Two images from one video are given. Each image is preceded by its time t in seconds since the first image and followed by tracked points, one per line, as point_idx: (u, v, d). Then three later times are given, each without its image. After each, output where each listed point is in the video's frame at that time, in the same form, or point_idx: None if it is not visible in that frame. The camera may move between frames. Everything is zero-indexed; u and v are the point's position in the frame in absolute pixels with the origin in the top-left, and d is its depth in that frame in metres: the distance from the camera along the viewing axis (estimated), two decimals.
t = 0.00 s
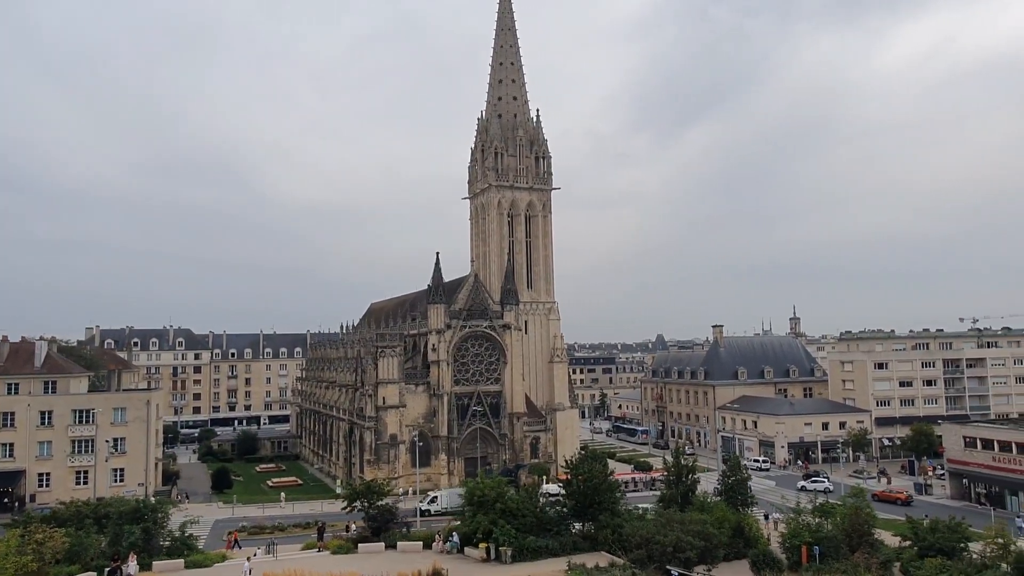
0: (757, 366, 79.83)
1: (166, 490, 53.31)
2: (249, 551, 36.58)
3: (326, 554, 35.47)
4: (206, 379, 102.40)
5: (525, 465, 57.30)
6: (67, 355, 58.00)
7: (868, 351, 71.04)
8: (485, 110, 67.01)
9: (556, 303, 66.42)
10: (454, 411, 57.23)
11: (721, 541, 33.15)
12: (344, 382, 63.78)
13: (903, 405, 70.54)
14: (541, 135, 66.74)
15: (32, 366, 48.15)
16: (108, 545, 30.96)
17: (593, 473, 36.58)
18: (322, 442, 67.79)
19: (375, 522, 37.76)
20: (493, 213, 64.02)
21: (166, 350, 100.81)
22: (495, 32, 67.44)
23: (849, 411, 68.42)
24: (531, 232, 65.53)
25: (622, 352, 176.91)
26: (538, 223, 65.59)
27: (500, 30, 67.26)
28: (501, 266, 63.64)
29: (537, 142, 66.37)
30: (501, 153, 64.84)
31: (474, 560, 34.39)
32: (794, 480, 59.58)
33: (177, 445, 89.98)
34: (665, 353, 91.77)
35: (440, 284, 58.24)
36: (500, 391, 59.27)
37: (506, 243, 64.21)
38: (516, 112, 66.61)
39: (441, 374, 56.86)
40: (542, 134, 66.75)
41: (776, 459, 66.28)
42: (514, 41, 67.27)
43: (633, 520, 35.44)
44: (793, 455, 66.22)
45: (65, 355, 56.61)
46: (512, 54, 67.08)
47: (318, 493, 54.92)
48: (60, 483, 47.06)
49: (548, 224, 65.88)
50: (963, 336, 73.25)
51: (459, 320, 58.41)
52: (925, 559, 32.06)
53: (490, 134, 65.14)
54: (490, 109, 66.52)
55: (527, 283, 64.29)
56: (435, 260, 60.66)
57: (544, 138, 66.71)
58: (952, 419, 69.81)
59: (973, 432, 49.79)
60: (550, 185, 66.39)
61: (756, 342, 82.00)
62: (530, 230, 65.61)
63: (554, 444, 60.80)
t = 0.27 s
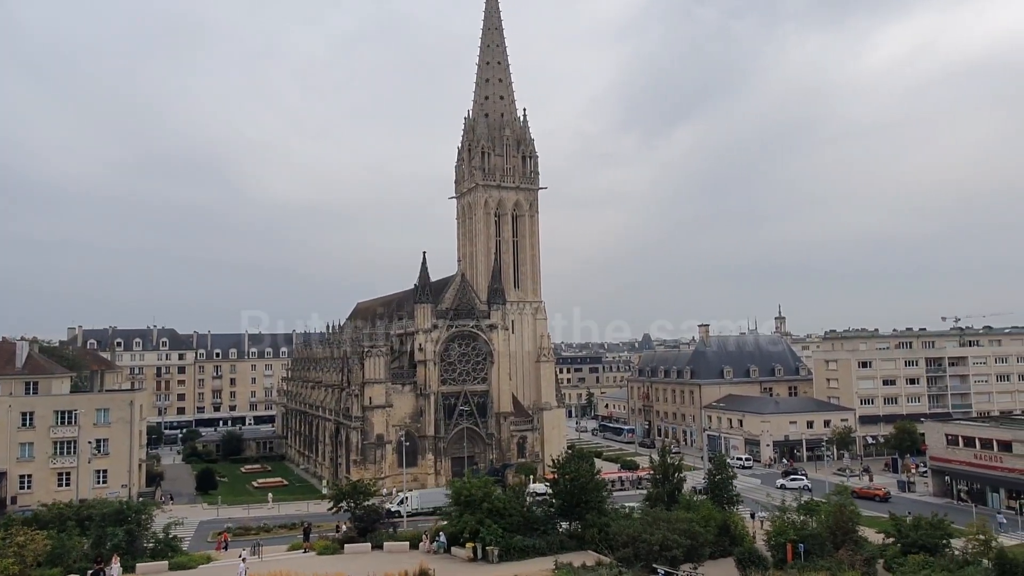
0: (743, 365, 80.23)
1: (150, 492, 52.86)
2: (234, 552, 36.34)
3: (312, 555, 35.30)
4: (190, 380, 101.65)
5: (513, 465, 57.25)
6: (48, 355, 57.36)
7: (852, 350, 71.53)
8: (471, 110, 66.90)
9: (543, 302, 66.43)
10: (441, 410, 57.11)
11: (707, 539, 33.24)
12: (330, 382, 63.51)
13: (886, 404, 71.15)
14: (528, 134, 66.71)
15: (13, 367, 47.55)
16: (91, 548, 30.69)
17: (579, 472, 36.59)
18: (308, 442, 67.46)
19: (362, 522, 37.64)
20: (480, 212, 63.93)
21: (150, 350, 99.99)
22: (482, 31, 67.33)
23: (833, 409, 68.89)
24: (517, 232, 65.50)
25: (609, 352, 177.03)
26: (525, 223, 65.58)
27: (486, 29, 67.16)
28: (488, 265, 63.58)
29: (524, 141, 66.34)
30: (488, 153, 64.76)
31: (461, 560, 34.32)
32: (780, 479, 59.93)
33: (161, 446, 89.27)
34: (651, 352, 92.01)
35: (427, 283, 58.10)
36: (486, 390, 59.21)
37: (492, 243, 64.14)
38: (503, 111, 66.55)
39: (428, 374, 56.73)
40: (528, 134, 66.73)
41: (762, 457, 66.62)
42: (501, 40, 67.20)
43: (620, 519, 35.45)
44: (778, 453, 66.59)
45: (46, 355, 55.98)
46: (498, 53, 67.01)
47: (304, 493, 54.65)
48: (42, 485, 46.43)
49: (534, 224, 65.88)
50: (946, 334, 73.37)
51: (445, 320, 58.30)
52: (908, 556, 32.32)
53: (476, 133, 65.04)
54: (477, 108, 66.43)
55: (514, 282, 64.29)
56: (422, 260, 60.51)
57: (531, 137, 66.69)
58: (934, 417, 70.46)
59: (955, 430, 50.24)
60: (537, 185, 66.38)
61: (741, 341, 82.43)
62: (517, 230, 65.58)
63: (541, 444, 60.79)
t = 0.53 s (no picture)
0: (730, 365, 80.59)
1: (134, 493, 52.40)
2: (219, 554, 36.07)
3: (298, 556, 35.09)
4: (175, 380, 100.89)
5: (500, 465, 57.20)
6: (31, 355, 56.75)
7: (838, 350, 71.96)
8: (459, 109, 66.80)
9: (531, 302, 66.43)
10: (429, 410, 56.97)
11: (694, 538, 33.30)
12: (317, 382, 63.21)
13: (871, 403, 71.64)
14: (516, 134, 66.69)
15: None
16: (75, 550, 30.39)
17: (567, 472, 36.60)
18: (294, 442, 67.10)
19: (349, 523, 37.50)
20: (468, 212, 63.84)
21: (134, 351, 99.16)
22: (470, 31, 67.24)
23: (819, 408, 69.29)
24: (505, 232, 65.46)
25: (596, 351, 177.30)
26: (513, 223, 65.56)
27: (474, 29, 67.07)
28: (475, 265, 63.51)
29: (512, 141, 66.29)
30: (476, 152, 64.68)
31: (449, 560, 34.24)
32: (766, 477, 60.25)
33: (145, 447, 88.53)
34: (638, 352, 92.25)
35: (414, 283, 57.95)
36: (474, 390, 59.14)
37: (480, 243, 64.06)
38: (490, 111, 66.48)
39: (416, 374, 56.59)
40: (516, 133, 66.70)
41: (748, 456, 66.91)
42: (488, 40, 67.13)
43: (607, 518, 35.47)
44: (765, 452, 66.89)
45: (29, 355, 55.37)
46: (486, 53, 66.95)
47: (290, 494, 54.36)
48: (24, 487, 45.83)
49: (522, 224, 65.86)
50: (929, 334, 74.07)
51: (433, 320, 58.17)
52: (892, 553, 32.55)
53: (464, 133, 64.94)
54: (464, 108, 66.34)
55: (501, 282, 64.25)
56: (409, 259, 60.35)
57: (518, 137, 66.66)
58: (918, 416, 71.05)
59: (939, 429, 50.64)
60: (525, 185, 66.35)
61: (728, 341, 82.82)
62: (504, 230, 65.55)
63: (529, 443, 60.80)
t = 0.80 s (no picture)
0: (716, 364, 80.93)
1: (118, 494, 51.96)
2: (204, 555, 35.83)
3: (284, 557, 34.89)
4: (160, 380, 100.15)
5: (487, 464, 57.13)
6: (13, 355, 56.13)
7: (823, 349, 72.41)
8: (447, 109, 66.69)
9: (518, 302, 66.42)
10: (416, 410, 56.82)
11: (680, 536, 33.40)
12: (303, 382, 62.95)
13: (856, 402, 72.12)
14: (503, 133, 66.65)
15: None
16: (58, 552, 30.12)
17: (554, 471, 36.62)
18: (280, 442, 66.79)
19: (335, 524, 37.33)
20: (455, 212, 63.75)
21: (118, 350, 98.36)
22: (458, 30, 67.15)
23: (805, 407, 69.71)
24: (492, 231, 65.43)
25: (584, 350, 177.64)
26: (500, 222, 65.51)
27: (462, 28, 66.98)
28: (463, 265, 63.41)
29: (499, 141, 66.25)
30: (463, 152, 64.60)
31: (436, 560, 34.19)
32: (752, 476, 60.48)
33: (129, 448, 87.87)
34: (625, 352, 92.47)
35: (402, 283, 57.78)
36: (461, 390, 59.05)
37: (468, 242, 63.98)
38: (478, 110, 66.40)
39: (403, 374, 56.45)
40: (504, 133, 66.66)
41: (734, 455, 67.20)
42: (476, 39, 67.07)
43: (595, 518, 35.51)
44: (751, 451, 67.22)
45: (10, 356, 54.77)
46: (474, 52, 66.88)
47: (277, 494, 54.10)
48: (6, 488, 45.36)
49: (510, 224, 65.83)
50: (913, 333, 74.75)
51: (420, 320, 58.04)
52: (876, 551, 32.78)
53: (452, 132, 64.83)
54: (452, 107, 66.24)
55: (488, 282, 64.20)
56: (396, 259, 60.15)
57: (506, 137, 66.63)
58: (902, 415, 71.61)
59: (923, 427, 51.07)
60: (512, 185, 66.31)
61: (714, 341, 83.23)
62: (492, 229, 65.49)
63: (516, 443, 60.82)
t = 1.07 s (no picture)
0: (702, 364, 81.29)
1: (100, 496, 51.51)
2: (187, 557, 35.54)
3: (268, 558, 34.67)
4: (143, 381, 99.33)
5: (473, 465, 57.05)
6: None
7: (807, 350, 72.87)
8: (434, 109, 66.60)
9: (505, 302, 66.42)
10: (402, 411, 56.66)
11: (666, 536, 33.51)
12: (288, 383, 62.63)
13: (840, 402, 72.64)
14: (490, 134, 66.65)
15: None
16: (39, 554, 29.82)
17: (540, 472, 36.63)
18: (265, 444, 66.39)
19: (320, 525, 37.17)
20: (442, 212, 63.68)
21: (100, 351, 97.45)
22: (445, 30, 67.09)
23: (789, 407, 70.15)
24: (479, 232, 65.40)
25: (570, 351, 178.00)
26: (487, 223, 65.48)
27: (449, 28, 66.93)
28: (449, 265, 63.31)
29: (486, 141, 66.22)
30: (450, 152, 64.54)
31: (422, 561, 34.12)
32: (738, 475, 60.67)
33: (112, 449, 87.07)
34: (611, 352, 92.67)
35: (388, 283, 57.63)
36: (447, 390, 58.95)
37: (454, 243, 63.92)
38: (465, 111, 66.36)
39: (389, 374, 56.29)
40: (491, 133, 66.66)
41: (719, 455, 67.49)
42: (463, 39, 67.04)
43: (581, 518, 35.57)
44: (735, 451, 67.54)
45: None
46: (461, 52, 66.84)
47: (261, 496, 53.77)
48: None
49: (496, 224, 65.82)
50: (895, 334, 75.43)
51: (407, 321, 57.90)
52: (860, 550, 33.01)
53: (438, 133, 64.74)
54: (439, 107, 66.15)
55: (475, 282, 64.17)
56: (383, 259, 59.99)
57: (493, 137, 66.63)
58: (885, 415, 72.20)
59: (905, 427, 51.52)
60: (499, 185, 66.31)
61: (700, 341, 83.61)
62: (478, 230, 65.44)
63: (502, 443, 60.83)
